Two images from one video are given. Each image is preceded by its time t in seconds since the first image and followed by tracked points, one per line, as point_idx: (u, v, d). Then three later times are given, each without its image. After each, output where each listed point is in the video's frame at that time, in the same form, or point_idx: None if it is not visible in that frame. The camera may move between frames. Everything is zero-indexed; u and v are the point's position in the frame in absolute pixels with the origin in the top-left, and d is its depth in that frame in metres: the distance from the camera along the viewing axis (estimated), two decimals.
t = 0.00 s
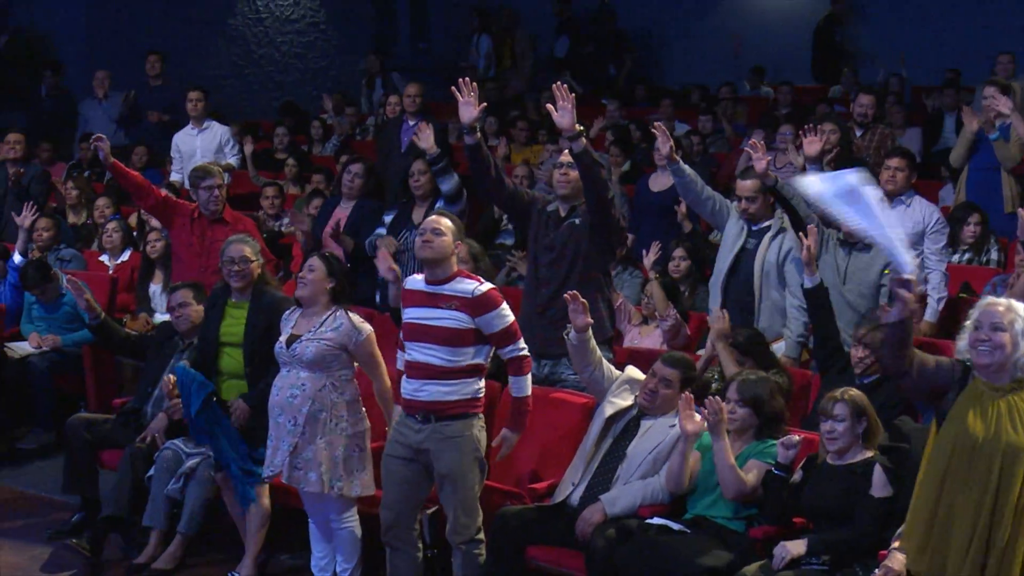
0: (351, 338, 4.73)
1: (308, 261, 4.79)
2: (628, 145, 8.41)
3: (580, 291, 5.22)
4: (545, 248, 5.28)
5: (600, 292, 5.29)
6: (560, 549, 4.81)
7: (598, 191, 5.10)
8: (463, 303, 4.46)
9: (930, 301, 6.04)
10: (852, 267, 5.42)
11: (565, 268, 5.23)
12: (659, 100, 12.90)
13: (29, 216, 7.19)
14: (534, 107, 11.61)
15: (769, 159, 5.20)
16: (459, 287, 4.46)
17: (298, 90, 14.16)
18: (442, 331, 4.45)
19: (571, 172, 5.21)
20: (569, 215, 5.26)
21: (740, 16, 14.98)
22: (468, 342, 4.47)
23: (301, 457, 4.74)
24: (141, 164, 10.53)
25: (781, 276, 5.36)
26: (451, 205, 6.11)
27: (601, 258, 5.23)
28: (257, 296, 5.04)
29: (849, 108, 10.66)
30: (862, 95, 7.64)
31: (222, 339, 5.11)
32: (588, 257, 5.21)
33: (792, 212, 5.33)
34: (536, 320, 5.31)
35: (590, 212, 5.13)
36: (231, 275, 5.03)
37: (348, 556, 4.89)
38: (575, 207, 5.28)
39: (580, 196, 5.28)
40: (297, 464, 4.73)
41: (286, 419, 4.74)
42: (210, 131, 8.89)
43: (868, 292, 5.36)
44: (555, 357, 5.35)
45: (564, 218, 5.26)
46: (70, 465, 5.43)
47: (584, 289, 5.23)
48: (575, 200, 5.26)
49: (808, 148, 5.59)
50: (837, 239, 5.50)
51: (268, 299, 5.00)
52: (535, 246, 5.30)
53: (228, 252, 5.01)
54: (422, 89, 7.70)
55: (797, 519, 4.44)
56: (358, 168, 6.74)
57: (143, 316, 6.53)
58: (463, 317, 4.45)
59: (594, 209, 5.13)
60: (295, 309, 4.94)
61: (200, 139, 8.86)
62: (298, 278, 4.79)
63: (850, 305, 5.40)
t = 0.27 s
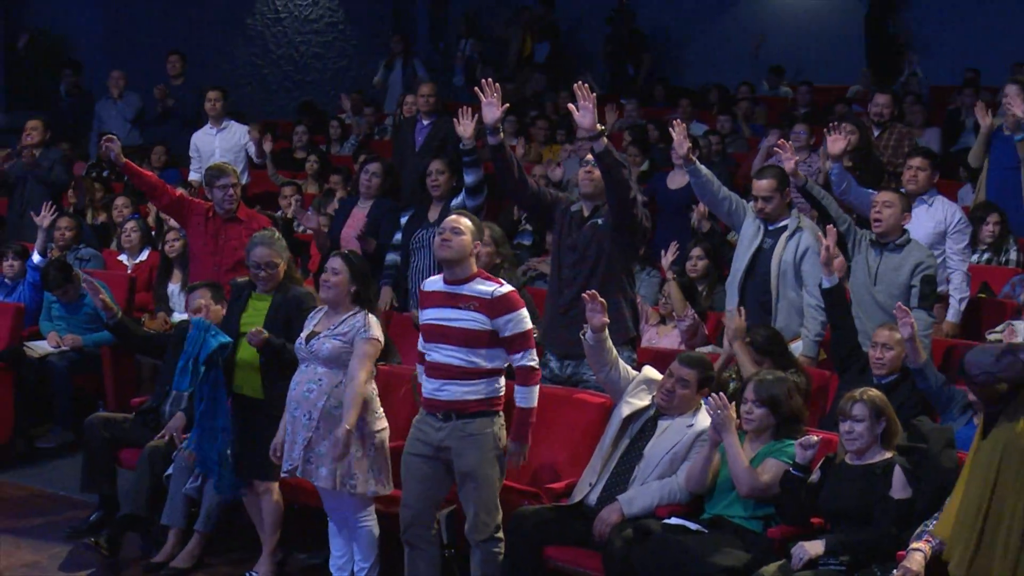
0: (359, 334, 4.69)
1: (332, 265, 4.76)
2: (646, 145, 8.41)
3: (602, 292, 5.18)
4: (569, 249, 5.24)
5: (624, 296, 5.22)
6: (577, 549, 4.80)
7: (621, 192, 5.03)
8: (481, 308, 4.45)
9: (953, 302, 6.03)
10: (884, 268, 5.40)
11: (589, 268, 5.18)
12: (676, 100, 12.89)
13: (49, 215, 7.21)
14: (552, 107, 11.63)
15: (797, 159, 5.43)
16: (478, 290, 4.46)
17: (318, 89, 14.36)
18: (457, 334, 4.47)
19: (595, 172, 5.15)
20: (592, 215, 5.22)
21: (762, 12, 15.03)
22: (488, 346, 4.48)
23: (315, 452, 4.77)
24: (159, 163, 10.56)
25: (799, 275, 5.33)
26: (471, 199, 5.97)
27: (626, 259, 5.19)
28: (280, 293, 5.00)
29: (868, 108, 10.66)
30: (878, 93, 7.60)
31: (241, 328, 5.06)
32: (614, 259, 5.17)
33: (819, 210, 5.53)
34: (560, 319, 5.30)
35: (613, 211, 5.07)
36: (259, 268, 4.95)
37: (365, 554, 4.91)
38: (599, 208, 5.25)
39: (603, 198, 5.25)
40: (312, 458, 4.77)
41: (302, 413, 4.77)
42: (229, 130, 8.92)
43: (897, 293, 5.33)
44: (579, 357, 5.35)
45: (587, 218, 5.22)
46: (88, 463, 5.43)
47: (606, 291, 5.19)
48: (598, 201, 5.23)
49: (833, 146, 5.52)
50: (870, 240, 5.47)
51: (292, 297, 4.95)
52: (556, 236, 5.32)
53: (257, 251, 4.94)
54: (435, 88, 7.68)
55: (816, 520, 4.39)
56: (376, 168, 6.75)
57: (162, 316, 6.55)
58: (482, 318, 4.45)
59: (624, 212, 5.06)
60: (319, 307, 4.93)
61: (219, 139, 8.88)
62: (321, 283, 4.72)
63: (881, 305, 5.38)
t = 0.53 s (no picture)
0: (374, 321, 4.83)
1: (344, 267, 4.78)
2: (651, 145, 8.41)
3: (612, 292, 5.17)
4: (579, 249, 5.25)
5: (633, 296, 5.21)
6: (582, 550, 4.81)
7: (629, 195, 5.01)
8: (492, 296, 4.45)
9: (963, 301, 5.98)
10: (895, 269, 5.40)
11: (598, 267, 5.19)
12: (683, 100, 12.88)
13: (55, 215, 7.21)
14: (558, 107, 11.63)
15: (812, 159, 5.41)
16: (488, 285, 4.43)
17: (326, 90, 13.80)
18: (470, 326, 4.45)
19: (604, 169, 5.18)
20: (603, 215, 5.22)
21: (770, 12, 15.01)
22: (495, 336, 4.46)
23: (325, 449, 4.81)
24: (165, 163, 10.56)
25: (804, 274, 5.32)
26: (478, 199, 5.93)
27: (637, 260, 5.18)
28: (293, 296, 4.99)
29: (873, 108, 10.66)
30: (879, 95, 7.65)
31: (249, 325, 5.08)
32: (623, 260, 5.16)
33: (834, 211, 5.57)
34: (569, 320, 5.29)
35: (624, 212, 5.07)
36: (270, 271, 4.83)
37: (371, 553, 4.92)
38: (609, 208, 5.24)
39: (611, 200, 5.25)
40: (323, 454, 4.80)
41: (313, 410, 4.75)
42: (237, 131, 8.81)
43: (909, 294, 5.32)
44: (588, 357, 5.33)
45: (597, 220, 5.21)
46: (94, 463, 5.43)
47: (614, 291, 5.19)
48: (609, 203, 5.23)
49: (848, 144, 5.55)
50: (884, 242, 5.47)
51: (305, 296, 4.94)
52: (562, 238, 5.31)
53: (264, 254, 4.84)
54: (437, 89, 7.69)
55: (820, 520, 4.42)
56: (383, 166, 6.71)
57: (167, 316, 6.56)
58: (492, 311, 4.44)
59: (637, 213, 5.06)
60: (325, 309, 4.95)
61: (226, 138, 8.78)
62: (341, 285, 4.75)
63: (894, 307, 5.37)
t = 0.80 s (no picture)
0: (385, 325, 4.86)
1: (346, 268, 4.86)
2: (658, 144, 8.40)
3: (621, 292, 5.17)
4: (588, 249, 5.25)
5: (642, 297, 5.19)
6: (590, 550, 4.81)
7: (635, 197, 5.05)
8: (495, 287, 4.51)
9: (976, 301, 6.03)
10: (899, 269, 5.38)
11: (607, 267, 5.19)
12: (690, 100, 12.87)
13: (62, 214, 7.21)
14: (564, 107, 11.62)
15: (817, 157, 5.32)
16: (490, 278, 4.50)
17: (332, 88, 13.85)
18: (476, 317, 4.50)
19: (611, 175, 5.17)
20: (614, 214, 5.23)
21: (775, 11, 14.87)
22: (495, 326, 4.50)
23: (340, 452, 4.81)
24: (172, 163, 10.55)
25: (811, 273, 5.31)
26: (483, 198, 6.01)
27: (647, 263, 5.17)
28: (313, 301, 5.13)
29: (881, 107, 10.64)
30: (881, 97, 7.68)
31: (268, 337, 5.08)
32: (633, 261, 5.16)
33: (835, 204, 5.60)
34: (579, 321, 5.29)
35: (630, 214, 5.08)
36: (286, 288, 5.00)
37: (380, 553, 4.94)
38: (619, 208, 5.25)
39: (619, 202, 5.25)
40: (338, 458, 4.80)
41: (327, 412, 4.81)
42: (249, 131, 8.92)
43: (913, 294, 5.31)
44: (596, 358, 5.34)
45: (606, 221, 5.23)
46: (101, 462, 5.43)
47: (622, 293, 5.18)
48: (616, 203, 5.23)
49: (867, 143, 5.65)
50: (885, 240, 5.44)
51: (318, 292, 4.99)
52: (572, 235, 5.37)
53: (284, 266, 4.96)
54: (442, 89, 7.70)
55: (827, 521, 4.41)
56: (390, 166, 6.68)
57: (175, 315, 6.51)
58: (496, 298, 4.51)
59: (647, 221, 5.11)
60: (329, 310, 5.05)
61: (238, 139, 8.89)
62: (339, 285, 4.84)
63: (898, 307, 5.35)
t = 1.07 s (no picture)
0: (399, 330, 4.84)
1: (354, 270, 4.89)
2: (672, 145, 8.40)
3: (635, 295, 5.17)
4: (602, 251, 5.24)
5: (656, 298, 5.22)
6: (604, 550, 4.81)
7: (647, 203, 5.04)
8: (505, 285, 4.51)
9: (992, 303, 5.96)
10: (904, 269, 5.37)
11: (620, 271, 5.18)
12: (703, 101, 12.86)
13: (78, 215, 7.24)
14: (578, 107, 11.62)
15: (823, 156, 5.25)
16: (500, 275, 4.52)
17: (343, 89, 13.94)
18: (489, 315, 4.50)
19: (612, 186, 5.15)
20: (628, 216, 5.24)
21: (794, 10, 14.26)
22: (504, 322, 4.50)
23: (347, 451, 4.84)
24: (185, 163, 10.56)
25: (824, 274, 5.25)
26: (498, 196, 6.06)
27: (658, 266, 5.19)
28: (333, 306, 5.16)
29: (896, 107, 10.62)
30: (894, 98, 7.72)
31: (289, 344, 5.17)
32: (648, 262, 5.17)
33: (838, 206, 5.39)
34: (593, 323, 5.30)
35: (644, 219, 5.07)
36: (309, 297, 5.04)
37: (394, 553, 4.96)
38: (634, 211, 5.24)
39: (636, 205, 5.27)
40: (344, 457, 4.83)
41: (334, 411, 4.85)
42: (272, 131, 8.91)
43: (918, 293, 5.30)
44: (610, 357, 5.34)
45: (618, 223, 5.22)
46: (115, 462, 5.43)
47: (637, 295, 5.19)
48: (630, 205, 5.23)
49: (886, 144, 5.67)
50: (888, 240, 5.44)
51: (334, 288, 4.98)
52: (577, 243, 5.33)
53: (306, 274, 4.98)
54: (457, 89, 7.71)
55: (840, 521, 4.39)
56: (406, 167, 6.69)
57: (189, 315, 6.50)
58: (510, 295, 4.51)
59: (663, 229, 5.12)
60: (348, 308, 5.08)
61: (261, 139, 8.89)
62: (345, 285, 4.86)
63: (902, 306, 5.36)
